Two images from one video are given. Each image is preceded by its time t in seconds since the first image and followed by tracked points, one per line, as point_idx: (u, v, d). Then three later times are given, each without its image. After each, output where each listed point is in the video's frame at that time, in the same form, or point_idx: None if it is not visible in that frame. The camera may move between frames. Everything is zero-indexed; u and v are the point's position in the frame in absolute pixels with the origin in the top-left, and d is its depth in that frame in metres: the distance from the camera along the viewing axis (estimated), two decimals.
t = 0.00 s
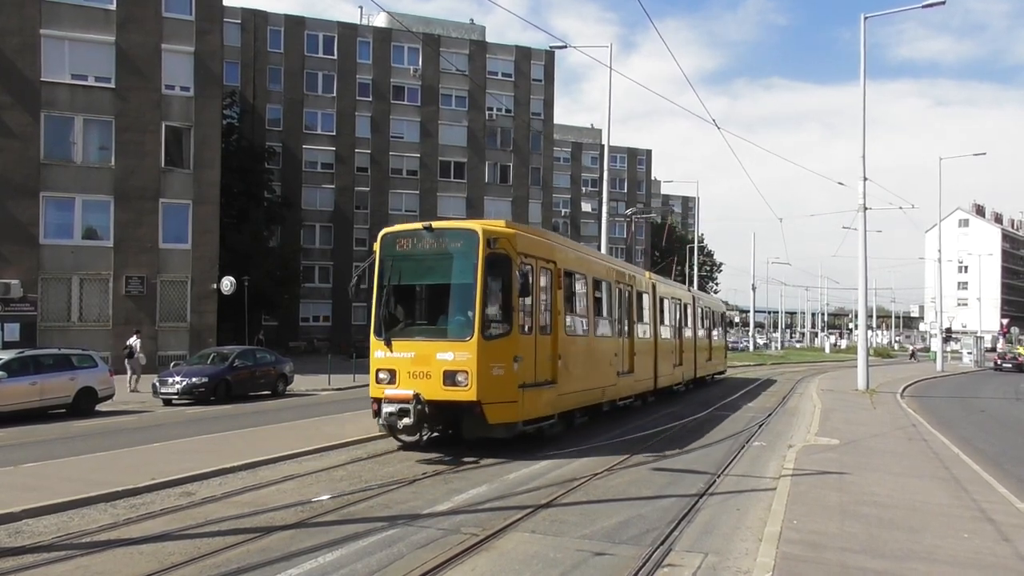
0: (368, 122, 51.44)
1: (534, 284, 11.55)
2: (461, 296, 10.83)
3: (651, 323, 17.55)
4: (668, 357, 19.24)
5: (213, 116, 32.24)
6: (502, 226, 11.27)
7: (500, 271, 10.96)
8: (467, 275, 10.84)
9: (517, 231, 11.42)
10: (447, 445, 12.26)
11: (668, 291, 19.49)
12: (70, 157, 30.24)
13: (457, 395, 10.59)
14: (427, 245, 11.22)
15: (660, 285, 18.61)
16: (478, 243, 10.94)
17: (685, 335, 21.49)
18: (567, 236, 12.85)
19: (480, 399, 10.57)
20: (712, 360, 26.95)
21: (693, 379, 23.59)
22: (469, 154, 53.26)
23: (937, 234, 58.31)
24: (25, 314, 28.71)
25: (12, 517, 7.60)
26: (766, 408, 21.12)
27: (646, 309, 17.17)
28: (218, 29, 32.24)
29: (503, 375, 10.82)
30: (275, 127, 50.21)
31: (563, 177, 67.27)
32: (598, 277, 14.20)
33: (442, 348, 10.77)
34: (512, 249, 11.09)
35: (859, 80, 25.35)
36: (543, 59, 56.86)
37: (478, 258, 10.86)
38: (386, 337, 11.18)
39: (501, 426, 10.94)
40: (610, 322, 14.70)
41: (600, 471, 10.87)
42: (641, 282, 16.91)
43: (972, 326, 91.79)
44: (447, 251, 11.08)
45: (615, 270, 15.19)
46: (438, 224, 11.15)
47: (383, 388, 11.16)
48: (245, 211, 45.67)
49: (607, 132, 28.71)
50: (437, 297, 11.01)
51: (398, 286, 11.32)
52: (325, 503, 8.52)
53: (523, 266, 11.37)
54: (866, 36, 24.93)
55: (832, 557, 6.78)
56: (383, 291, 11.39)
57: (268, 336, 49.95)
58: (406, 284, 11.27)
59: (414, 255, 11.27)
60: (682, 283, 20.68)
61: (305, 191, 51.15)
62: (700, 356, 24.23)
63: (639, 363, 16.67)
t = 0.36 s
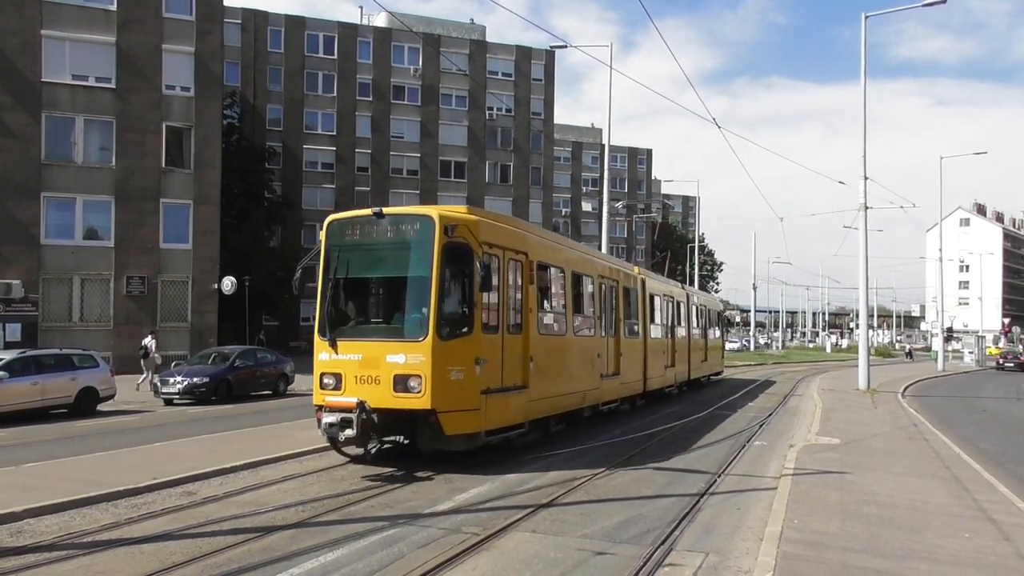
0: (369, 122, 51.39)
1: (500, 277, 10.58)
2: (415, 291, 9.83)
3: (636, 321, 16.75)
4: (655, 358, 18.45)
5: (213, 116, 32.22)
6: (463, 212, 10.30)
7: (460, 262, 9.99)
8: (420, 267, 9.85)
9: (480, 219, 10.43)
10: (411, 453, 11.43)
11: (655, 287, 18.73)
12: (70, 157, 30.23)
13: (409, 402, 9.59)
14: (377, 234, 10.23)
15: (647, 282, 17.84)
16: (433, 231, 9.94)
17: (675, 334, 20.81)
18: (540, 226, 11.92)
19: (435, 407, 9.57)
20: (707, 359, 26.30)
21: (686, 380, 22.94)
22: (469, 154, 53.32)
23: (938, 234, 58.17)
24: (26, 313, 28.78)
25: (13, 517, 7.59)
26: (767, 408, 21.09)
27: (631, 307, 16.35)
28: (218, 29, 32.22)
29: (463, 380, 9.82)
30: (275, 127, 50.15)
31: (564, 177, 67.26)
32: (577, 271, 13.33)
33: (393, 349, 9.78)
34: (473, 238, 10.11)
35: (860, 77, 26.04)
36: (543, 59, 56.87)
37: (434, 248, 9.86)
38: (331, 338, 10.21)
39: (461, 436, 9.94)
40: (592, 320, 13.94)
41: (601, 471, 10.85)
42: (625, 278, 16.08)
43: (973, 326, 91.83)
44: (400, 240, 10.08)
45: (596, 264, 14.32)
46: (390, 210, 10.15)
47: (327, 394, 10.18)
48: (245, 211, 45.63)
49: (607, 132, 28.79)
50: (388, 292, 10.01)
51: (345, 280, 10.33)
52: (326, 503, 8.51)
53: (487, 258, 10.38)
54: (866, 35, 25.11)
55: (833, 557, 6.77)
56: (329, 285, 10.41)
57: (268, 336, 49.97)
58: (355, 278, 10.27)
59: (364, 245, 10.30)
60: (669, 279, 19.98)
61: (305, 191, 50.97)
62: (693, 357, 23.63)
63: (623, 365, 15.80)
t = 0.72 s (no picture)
0: (369, 122, 51.33)
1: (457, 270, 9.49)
2: (355, 285, 8.64)
3: (620, 318, 15.78)
4: (642, 359, 17.48)
5: (214, 116, 32.23)
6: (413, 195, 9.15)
7: (408, 253, 8.85)
8: (361, 259, 8.64)
9: (433, 204, 9.28)
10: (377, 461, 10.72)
11: (642, 283, 17.80)
12: (71, 157, 30.25)
13: (347, 415, 8.42)
14: (311, 221, 8.99)
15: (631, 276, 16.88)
16: (376, 218, 8.73)
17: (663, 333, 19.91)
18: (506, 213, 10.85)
19: (376, 420, 8.41)
20: (700, 359, 25.40)
21: (678, 380, 22.06)
22: (469, 155, 53.38)
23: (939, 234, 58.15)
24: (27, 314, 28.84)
25: (14, 517, 7.60)
26: (767, 408, 21.08)
27: (613, 304, 15.35)
28: (219, 30, 32.22)
29: (410, 388, 8.67)
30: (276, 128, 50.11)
31: (564, 177, 67.28)
32: (551, 264, 12.28)
33: (328, 353, 8.58)
34: (424, 225, 8.97)
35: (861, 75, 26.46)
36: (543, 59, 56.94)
37: (376, 237, 8.66)
38: (260, 341, 8.98)
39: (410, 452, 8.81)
40: (569, 318, 13.00)
41: (601, 471, 10.88)
42: (607, 272, 15.09)
43: (974, 326, 91.81)
44: (338, 228, 8.86)
45: (573, 256, 13.28)
46: (326, 194, 8.91)
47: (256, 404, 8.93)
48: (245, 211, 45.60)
49: (607, 131, 30.62)
50: (324, 287, 8.79)
51: (276, 273, 9.07)
52: (326, 503, 8.51)
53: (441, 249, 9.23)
54: (866, 35, 25.21)
55: (834, 557, 6.77)
56: (259, 280, 9.14)
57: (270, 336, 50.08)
58: (289, 270, 9.03)
59: (296, 234, 9.05)
60: (656, 274, 19.10)
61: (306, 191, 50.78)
62: (685, 357, 22.74)
63: (603, 366, 14.76)
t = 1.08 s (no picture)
0: (369, 123, 51.30)
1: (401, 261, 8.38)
2: (277, 277, 7.47)
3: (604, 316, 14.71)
4: (630, 362, 16.41)
5: (214, 117, 32.25)
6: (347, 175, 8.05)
7: (339, 241, 7.73)
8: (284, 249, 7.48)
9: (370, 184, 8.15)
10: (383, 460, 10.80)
11: (632, 280, 16.78)
12: (72, 158, 30.25)
13: (264, 430, 7.24)
14: (226, 204, 7.79)
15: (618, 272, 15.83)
16: (300, 199, 7.57)
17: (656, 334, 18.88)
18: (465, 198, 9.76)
19: (298, 436, 7.25)
20: (696, 361, 24.24)
21: (672, 384, 21.01)
22: (470, 155, 53.41)
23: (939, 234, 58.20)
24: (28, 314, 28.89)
25: (15, 517, 7.60)
26: (767, 408, 21.07)
27: (596, 301, 14.30)
28: (219, 30, 32.24)
29: (340, 397, 7.53)
30: (277, 128, 50.14)
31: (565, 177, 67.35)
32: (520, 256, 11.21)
33: (241, 358, 7.37)
34: (358, 209, 7.82)
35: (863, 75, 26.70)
36: (543, 60, 57.02)
37: (300, 221, 7.51)
38: (165, 344, 7.76)
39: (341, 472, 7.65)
40: (541, 315, 11.89)
41: (603, 471, 10.91)
42: (589, 267, 14.05)
43: (975, 326, 91.85)
44: (256, 211, 7.66)
45: (547, 249, 12.20)
46: (242, 171, 7.72)
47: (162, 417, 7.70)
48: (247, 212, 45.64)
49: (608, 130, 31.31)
50: (242, 282, 7.59)
51: (187, 264, 7.87)
52: (325, 503, 8.50)
53: (379, 235, 8.09)
54: (866, 34, 25.52)
55: (835, 557, 6.77)
56: (168, 272, 7.93)
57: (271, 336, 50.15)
58: (201, 262, 7.81)
59: (210, 219, 7.84)
60: (648, 272, 18.11)
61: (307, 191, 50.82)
62: (680, 359, 21.64)
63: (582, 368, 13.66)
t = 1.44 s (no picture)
0: (370, 123, 51.24)
1: (328, 249, 7.11)
2: (166, 269, 6.24)
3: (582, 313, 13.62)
4: (613, 364, 15.37)
5: (216, 118, 32.27)
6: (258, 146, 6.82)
7: (243, 223, 6.54)
8: (174, 232, 6.25)
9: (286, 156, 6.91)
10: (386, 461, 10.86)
11: (615, 274, 15.75)
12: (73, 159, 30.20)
13: (145, 452, 6.01)
14: (109, 180, 6.56)
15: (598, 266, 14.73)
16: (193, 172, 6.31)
17: (642, 333, 17.85)
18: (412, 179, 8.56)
19: (187, 459, 6.01)
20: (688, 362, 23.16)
21: (660, 385, 20.00)
22: (471, 155, 53.52)
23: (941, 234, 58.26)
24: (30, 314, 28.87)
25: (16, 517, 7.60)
26: (768, 408, 21.08)
27: (573, 297, 13.19)
28: (220, 30, 32.26)
29: (242, 411, 6.29)
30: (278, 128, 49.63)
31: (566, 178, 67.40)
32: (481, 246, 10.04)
33: (120, 365, 6.14)
34: (267, 185, 6.59)
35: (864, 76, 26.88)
36: (544, 60, 57.08)
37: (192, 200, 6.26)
38: (39, 350, 6.54)
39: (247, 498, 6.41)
40: (508, 313, 10.75)
41: (604, 471, 10.92)
42: (566, 259, 12.91)
43: (976, 326, 91.97)
44: (144, 188, 6.42)
45: (514, 239, 11.02)
46: (128, 141, 6.49)
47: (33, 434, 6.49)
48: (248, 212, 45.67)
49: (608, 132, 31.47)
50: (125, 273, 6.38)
51: (70, 253, 6.65)
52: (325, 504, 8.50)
53: (297, 217, 6.84)
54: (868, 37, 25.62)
55: (837, 557, 6.77)
56: (46, 263, 6.75)
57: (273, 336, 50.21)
58: (81, 250, 6.60)
59: (91, 199, 6.61)
60: (634, 266, 17.18)
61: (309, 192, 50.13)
62: (669, 360, 20.64)
63: (557, 371, 12.49)
